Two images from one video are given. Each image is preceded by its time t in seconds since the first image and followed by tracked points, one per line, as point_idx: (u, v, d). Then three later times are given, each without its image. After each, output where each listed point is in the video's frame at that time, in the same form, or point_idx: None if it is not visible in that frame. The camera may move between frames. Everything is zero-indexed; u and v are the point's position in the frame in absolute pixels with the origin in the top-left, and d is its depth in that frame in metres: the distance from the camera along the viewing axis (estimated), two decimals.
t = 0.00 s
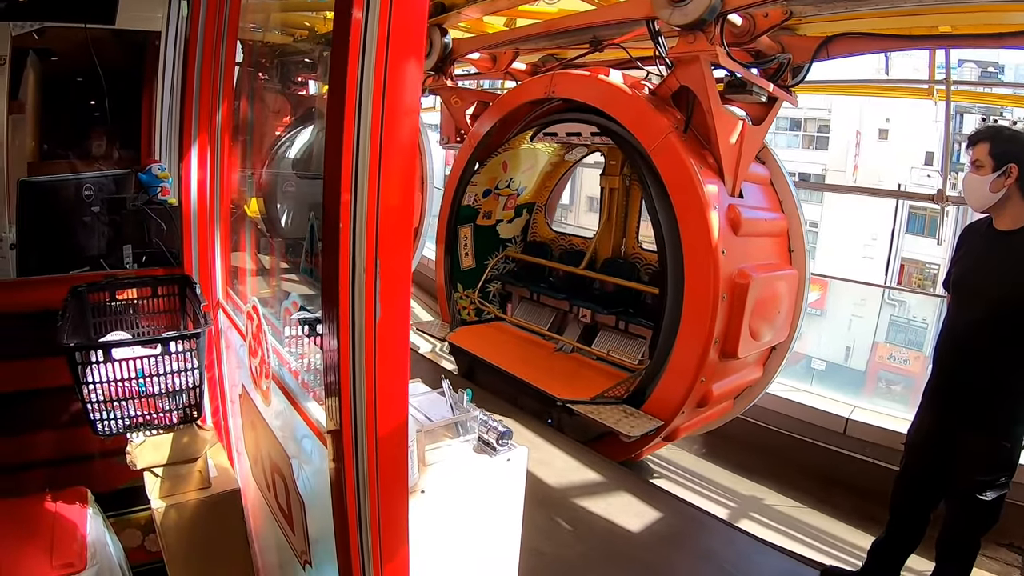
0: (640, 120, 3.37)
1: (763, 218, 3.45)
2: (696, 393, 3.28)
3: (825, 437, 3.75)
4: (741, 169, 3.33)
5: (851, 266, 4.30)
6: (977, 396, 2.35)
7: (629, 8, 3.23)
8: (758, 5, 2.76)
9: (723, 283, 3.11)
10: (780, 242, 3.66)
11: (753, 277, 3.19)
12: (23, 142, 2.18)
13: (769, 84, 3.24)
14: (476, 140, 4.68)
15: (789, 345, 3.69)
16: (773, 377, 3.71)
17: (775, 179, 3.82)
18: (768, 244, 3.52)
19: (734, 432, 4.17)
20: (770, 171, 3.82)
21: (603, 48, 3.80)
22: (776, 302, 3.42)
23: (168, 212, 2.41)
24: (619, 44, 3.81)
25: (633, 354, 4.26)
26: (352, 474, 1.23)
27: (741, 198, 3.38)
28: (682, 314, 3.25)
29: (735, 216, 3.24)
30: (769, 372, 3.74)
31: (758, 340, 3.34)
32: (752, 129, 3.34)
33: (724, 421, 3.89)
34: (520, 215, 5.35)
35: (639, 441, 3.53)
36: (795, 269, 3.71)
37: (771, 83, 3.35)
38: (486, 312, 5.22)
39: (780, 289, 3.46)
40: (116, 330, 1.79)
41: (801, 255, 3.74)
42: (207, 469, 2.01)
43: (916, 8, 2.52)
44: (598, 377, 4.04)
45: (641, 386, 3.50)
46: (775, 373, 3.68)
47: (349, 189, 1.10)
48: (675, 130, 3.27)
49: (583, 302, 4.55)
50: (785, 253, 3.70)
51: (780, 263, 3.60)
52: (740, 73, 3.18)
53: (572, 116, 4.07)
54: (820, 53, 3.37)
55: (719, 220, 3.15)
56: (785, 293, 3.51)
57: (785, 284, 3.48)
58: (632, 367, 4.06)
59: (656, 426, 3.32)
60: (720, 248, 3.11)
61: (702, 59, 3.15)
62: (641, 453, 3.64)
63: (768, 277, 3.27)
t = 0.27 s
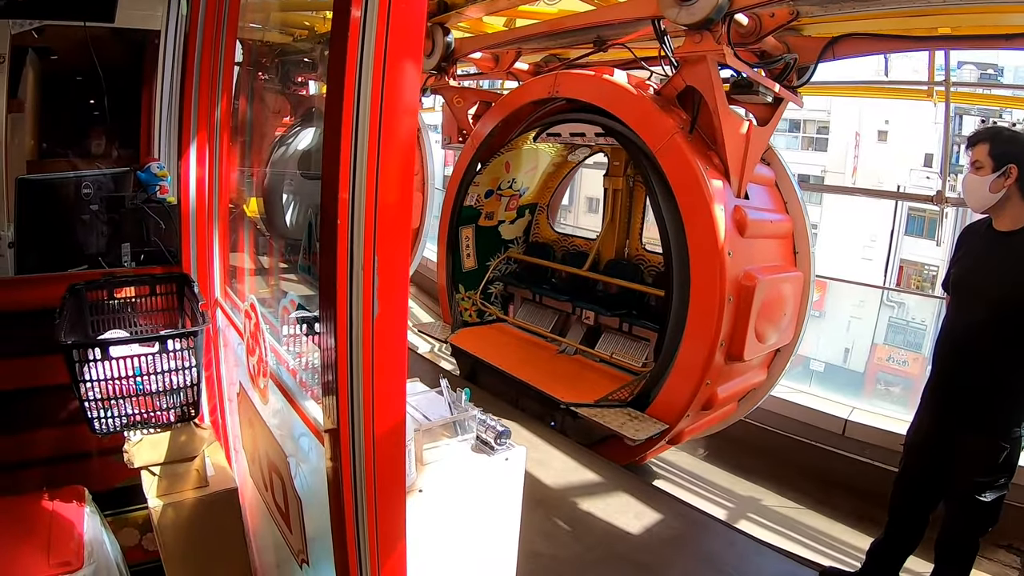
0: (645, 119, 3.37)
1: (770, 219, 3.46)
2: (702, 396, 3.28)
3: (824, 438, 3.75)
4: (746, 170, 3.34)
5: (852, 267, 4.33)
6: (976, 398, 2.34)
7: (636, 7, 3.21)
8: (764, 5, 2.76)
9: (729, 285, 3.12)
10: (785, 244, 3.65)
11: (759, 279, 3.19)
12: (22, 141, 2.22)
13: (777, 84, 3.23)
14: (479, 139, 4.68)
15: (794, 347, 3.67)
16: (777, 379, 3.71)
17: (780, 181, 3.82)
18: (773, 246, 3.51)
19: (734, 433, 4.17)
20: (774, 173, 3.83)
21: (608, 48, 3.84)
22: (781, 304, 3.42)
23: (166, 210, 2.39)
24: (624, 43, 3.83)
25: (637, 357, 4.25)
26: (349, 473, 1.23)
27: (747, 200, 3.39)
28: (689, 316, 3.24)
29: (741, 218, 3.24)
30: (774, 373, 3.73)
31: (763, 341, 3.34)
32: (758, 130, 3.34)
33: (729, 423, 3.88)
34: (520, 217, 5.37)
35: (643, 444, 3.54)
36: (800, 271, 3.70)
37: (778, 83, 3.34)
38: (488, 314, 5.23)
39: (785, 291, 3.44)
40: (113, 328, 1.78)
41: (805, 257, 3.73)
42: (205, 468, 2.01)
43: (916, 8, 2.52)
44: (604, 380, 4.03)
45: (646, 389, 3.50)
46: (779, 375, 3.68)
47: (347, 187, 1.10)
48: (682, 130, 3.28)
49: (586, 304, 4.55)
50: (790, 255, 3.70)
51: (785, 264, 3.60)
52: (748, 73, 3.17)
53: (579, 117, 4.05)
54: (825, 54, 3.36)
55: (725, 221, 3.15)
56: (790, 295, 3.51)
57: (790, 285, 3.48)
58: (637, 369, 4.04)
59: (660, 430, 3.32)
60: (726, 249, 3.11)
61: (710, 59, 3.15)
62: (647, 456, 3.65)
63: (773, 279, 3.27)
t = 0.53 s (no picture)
0: (650, 119, 3.37)
1: (775, 219, 3.45)
2: (707, 398, 3.28)
3: (822, 438, 3.75)
4: (751, 170, 3.33)
5: (850, 267, 4.30)
6: (975, 397, 2.34)
7: (642, 4, 3.18)
8: (770, 4, 2.77)
9: (734, 286, 3.11)
10: (789, 244, 3.64)
11: (764, 279, 3.19)
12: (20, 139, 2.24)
13: (782, 84, 3.21)
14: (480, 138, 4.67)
15: (797, 349, 3.66)
16: (780, 380, 3.69)
17: (784, 181, 3.82)
18: (777, 246, 3.50)
19: (733, 433, 4.17)
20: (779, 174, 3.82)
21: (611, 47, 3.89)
22: (787, 305, 3.42)
23: (163, 209, 2.39)
24: (626, 43, 3.88)
25: (638, 358, 4.23)
26: (344, 471, 1.22)
27: (752, 201, 3.39)
28: (694, 317, 3.25)
29: (747, 218, 3.23)
30: (777, 374, 3.72)
31: (769, 342, 3.33)
32: (763, 130, 3.34)
33: (732, 424, 3.88)
34: (522, 216, 5.37)
35: (648, 446, 3.53)
36: (804, 271, 3.69)
37: (783, 83, 3.32)
38: (489, 314, 5.24)
39: (789, 291, 3.43)
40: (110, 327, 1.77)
41: (809, 258, 3.72)
42: (202, 466, 2.01)
43: (915, 6, 2.52)
44: (610, 381, 4.03)
45: (649, 391, 3.51)
46: (783, 377, 3.66)
47: (343, 184, 1.09)
48: (686, 130, 3.28)
49: (588, 305, 4.54)
50: (795, 255, 3.69)
51: (789, 265, 3.59)
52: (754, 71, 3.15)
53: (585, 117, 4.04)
54: (830, 52, 3.35)
55: (731, 221, 3.15)
56: (795, 296, 3.50)
57: (794, 286, 3.47)
58: (639, 370, 4.05)
59: (665, 433, 3.30)
60: (732, 250, 3.11)
61: (716, 57, 3.13)
62: (650, 458, 3.64)
63: (778, 279, 3.26)
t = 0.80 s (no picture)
0: (655, 120, 3.35)
1: (780, 218, 3.45)
2: (711, 397, 3.28)
3: (819, 436, 3.76)
4: (756, 169, 3.34)
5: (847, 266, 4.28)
6: (972, 396, 2.35)
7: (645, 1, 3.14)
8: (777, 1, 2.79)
9: (739, 286, 3.11)
10: (793, 243, 3.63)
11: (769, 279, 3.18)
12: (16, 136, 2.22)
13: (788, 81, 3.18)
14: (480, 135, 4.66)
15: (800, 349, 3.65)
16: (783, 381, 3.68)
17: (787, 179, 3.82)
18: (781, 245, 3.50)
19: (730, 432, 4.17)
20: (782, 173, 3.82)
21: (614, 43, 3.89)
22: (791, 305, 3.42)
23: (160, 206, 2.39)
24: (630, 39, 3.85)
25: (643, 358, 4.24)
26: (339, 469, 1.22)
27: (756, 199, 3.39)
28: (697, 316, 3.26)
29: (751, 217, 3.23)
30: (780, 373, 3.72)
31: (773, 341, 3.33)
32: (768, 127, 3.34)
33: (734, 424, 3.86)
34: (524, 213, 5.37)
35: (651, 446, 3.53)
36: (808, 270, 3.68)
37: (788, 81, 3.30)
38: (489, 313, 5.24)
39: (794, 290, 3.42)
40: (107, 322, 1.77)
41: (813, 256, 3.72)
42: (198, 464, 2.00)
43: (916, 4, 2.51)
44: (613, 381, 4.04)
45: (653, 391, 3.51)
46: (787, 377, 3.65)
47: (337, 180, 1.09)
48: (691, 128, 3.27)
49: (589, 304, 4.53)
50: (798, 254, 3.69)
51: (793, 264, 3.58)
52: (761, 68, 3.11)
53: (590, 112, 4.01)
54: (835, 50, 3.30)
55: (736, 221, 3.14)
56: (799, 295, 3.48)
57: (798, 285, 3.45)
58: (642, 370, 4.04)
59: (668, 434, 3.30)
60: (737, 249, 3.11)
61: (721, 54, 3.11)
62: (652, 459, 3.63)
63: (783, 278, 3.26)
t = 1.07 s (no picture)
0: (659, 115, 3.35)
1: (784, 215, 3.46)
2: (715, 395, 3.28)
3: (817, 433, 3.76)
4: (760, 165, 3.34)
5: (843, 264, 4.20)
6: (969, 392, 2.35)
7: None
8: None
9: (744, 284, 3.12)
10: (796, 240, 3.64)
11: (774, 277, 3.18)
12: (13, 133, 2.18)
13: (794, 78, 3.18)
14: (481, 131, 4.66)
15: (803, 347, 3.65)
16: (786, 380, 3.69)
17: (791, 176, 3.82)
18: (785, 242, 3.50)
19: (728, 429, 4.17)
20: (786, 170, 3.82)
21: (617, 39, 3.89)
22: (795, 303, 3.42)
23: (157, 201, 2.39)
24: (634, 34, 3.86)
25: (644, 356, 4.24)
26: (334, 464, 1.22)
27: (760, 196, 3.39)
28: (700, 313, 3.26)
29: (756, 214, 3.23)
30: (782, 371, 3.73)
31: (777, 338, 3.33)
32: (772, 124, 3.34)
33: (737, 423, 3.85)
34: (525, 210, 5.37)
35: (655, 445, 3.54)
36: (811, 267, 3.68)
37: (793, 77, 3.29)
38: (490, 310, 5.24)
39: (797, 288, 3.41)
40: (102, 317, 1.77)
41: (816, 253, 3.72)
42: (194, 459, 1.99)
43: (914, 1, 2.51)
44: (616, 381, 4.04)
45: (656, 390, 3.51)
46: (789, 375, 3.66)
47: (331, 174, 1.09)
48: (695, 125, 3.26)
49: (592, 301, 4.54)
50: (801, 251, 3.69)
51: (796, 262, 3.58)
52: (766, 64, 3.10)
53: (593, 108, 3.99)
54: (837, 48, 3.29)
55: (741, 218, 3.15)
56: (803, 292, 3.47)
57: (802, 282, 3.45)
58: (646, 370, 4.05)
59: (671, 433, 3.29)
60: (742, 247, 3.11)
61: (727, 49, 3.10)
62: (653, 457, 3.63)
63: (787, 276, 3.26)
